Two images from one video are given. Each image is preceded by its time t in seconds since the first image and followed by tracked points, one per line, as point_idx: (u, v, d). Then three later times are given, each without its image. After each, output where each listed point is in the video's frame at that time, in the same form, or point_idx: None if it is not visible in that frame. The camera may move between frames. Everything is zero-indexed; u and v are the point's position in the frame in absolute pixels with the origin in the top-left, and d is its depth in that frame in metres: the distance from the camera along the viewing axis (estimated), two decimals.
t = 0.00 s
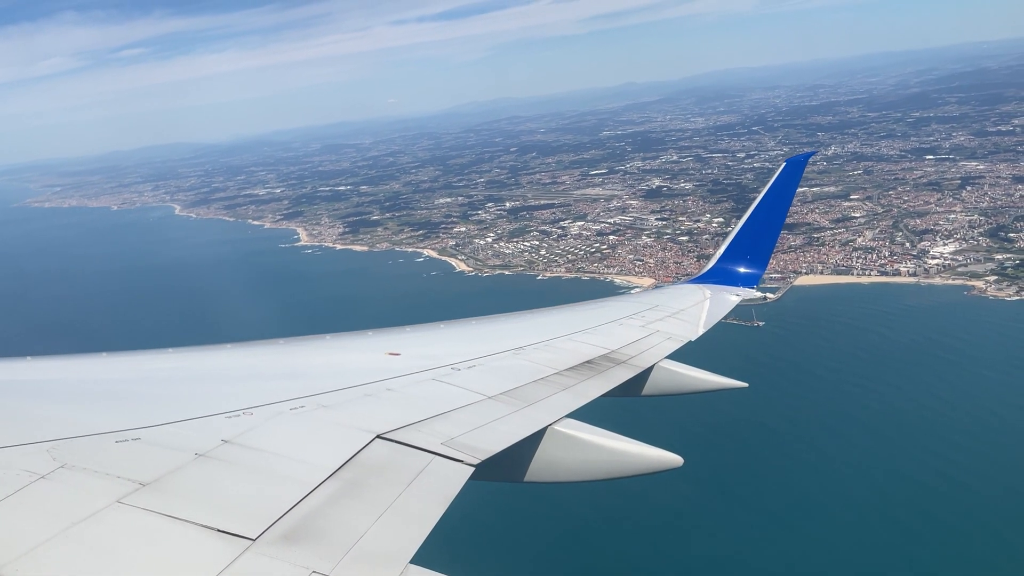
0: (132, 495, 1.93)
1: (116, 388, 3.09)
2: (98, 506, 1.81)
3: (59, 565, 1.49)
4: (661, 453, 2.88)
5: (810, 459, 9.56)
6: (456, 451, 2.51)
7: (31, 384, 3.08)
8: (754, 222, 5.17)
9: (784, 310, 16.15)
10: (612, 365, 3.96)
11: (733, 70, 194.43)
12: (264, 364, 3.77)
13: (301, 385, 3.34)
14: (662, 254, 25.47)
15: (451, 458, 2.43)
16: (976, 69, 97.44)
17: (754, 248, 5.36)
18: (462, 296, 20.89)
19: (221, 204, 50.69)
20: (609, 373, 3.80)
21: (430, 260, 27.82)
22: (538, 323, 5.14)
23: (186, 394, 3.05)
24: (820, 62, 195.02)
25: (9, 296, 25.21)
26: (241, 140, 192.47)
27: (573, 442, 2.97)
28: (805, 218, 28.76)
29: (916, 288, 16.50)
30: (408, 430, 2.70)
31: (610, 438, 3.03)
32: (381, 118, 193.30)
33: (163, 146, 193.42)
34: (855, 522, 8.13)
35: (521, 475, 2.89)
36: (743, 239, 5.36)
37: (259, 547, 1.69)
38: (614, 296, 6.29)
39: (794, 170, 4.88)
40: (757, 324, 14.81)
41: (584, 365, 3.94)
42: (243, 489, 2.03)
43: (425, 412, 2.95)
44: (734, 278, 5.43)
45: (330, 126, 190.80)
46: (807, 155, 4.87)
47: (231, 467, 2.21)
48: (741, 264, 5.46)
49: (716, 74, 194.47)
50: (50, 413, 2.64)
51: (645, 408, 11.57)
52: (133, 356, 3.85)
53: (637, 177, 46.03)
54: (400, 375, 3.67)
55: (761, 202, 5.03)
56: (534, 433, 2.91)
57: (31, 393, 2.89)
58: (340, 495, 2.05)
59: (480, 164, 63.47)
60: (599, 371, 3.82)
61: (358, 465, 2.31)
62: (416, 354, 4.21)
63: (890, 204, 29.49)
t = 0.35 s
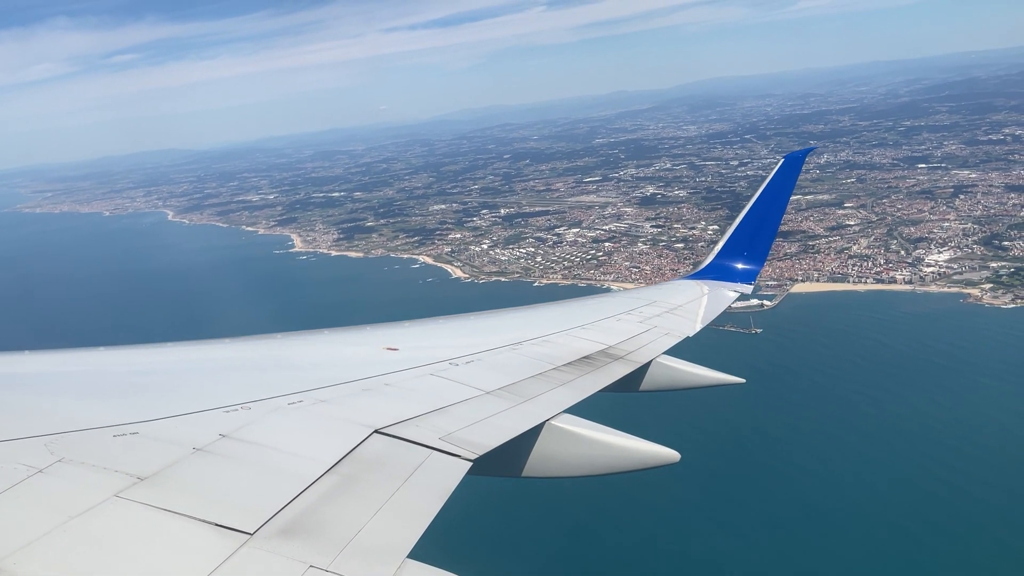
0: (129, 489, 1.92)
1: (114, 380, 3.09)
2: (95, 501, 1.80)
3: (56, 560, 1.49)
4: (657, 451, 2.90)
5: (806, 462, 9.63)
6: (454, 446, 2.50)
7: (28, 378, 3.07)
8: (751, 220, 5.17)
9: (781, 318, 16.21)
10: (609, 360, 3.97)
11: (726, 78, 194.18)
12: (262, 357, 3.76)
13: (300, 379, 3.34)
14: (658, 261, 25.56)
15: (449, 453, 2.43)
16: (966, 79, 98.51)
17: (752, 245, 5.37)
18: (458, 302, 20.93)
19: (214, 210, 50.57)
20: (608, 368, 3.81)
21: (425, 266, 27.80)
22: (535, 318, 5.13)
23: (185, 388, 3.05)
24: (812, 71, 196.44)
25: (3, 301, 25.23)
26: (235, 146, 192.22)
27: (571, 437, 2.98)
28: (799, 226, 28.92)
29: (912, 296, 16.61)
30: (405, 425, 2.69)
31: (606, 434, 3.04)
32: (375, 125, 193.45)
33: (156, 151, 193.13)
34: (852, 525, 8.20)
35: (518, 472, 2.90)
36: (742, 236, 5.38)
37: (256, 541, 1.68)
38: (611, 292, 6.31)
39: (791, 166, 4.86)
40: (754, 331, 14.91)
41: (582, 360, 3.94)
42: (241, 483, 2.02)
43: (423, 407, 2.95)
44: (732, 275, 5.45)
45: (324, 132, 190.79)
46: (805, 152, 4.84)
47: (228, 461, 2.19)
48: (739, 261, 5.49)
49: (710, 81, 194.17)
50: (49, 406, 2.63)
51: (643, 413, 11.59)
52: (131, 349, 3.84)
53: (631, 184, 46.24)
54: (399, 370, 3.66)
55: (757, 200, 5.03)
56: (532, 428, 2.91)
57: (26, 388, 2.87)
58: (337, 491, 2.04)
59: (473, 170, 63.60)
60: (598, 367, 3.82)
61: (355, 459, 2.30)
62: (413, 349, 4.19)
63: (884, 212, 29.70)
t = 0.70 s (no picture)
0: (128, 483, 1.89)
1: (114, 374, 3.06)
2: (94, 495, 1.78)
3: (53, 555, 1.47)
4: (655, 447, 2.89)
5: (807, 469, 9.65)
6: (452, 441, 2.49)
7: (25, 371, 3.04)
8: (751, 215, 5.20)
9: (779, 327, 16.23)
10: (607, 356, 3.97)
11: (719, 90, 194.81)
12: (262, 351, 3.74)
13: (299, 373, 3.32)
14: (654, 270, 25.64)
15: (448, 449, 2.42)
16: (955, 91, 99.62)
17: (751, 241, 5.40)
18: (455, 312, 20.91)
19: (207, 218, 50.40)
20: (605, 364, 3.80)
21: (421, 275, 27.78)
22: (533, 312, 5.13)
23: (185, 382, 3.02)
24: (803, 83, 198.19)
25: None
26: (228, 155, 192.13)
27: (570, 432, 2.97)
28: (794, 236, 29.07)
29: (909, 305, 16.68)
30: (402, 420, 2.68)
31: (605, 428, 3.03)
32: (369, 133, 193.63)
33: (149, 159, 192.96)
34: (854, 531, 8.22)
35: (517, 466, 2.90)
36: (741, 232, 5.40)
37: (256, 535, 1.67)
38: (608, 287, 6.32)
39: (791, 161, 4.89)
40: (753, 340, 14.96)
41: (579, 356, 3.93)
42: (241, 477, 2.01)
43: (421, 401, 2.93)
44: (730, 272, 5.47)
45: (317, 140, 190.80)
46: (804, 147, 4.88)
47: (227, 455, 2.17)
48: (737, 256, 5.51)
49: (704, 92, 194.44)
50: (46, 400, 2.60)
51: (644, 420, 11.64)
52: (130, 342, 3.82)
53: (625, 194, 46.46)
54: (397, 364, 3.63)
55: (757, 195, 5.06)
56: (531, 423, 2.90)
57: (23, 382, 2.84)
58: (336, 484, 2.03)
59: (467, 179, 63.73)
60: (596, 363, 3.81)
61: (354, 454, 2.28)
62: (410, 344, 4.17)
63: (878, 222, 29.93)
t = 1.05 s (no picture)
0: (126, 479, 1.87)
1: (115, 370, 3.05)
2: (93, 490, 1.76)
3: (49, 552, 1.45)
4: (653, 445, 2.89)
5: (808, 481, 9.60)
6: (450, 437, 2.48)
7: (24, 366, 3.02)
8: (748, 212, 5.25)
9: (776, 338, 16.28)
10: (606, 353, 3.97)
11: (712, 102, 196.22)
12: (262, 347, 3.74)
13: (298, 369, 3.32)
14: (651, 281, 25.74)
15: (446, 444, 2.41)
16: (946, 104, 100.58)
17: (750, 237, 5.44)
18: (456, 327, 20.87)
19: (200, 228, 50.24)
20: (603, 360, 3.80)
21: (416, 285, 27.78)
22: (531, 309, 5.15)
23: (186, 377, 3.01)
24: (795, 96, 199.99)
25: None
26: (221, 163, 191.82)
27: (569, 429, 2.96)
28: (789, 247, 29.23)
29: (905, 317, 16.76)
30: (401, 416, 2.66)
31: (603, 426, 3.03)
32: (365, 142, 193.98)
33: (142, 168, 192.67)
34: (853, 540, 8.21)
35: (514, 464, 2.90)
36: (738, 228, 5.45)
37: (254, 531, 1.65)
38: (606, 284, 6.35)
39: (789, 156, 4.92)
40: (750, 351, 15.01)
41: (578, 353, 3.93)
42: (240, 473, 1.99)
43: (421, 397, 2.93)
44: (728, 271, 5.50)
45: (311, 150, 191.01)
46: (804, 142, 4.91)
47: (226, 451, 2.16)
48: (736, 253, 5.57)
49: (698, 104, 195.68)
50: (46, 395, 2.58)
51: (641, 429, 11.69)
52: (131, 338, 3.82)
53: (620, 205, 46.64)
54: (397, 361, 3.62)
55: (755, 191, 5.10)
56: (529, 420, 2.89)
57: (21, 377, 2.81)
58: (334, 481, 2.02)
59: (461, 189, 63.87)
60: (595, 359, 3.81)
61: (352, 450, 2.27)
62: (408, 340, 4.17)
63: (873, 234, 30.11)
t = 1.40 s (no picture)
0: (125, 477, 1.86)
1: (112, 366, 3.05)
2: (91, 487, 1.75)
3: (47, 550, 1.43)
4: (652, 443, 2.89)
5: (810, 493, 9.56)
6: (448, 436, 2.47)
7: (20, 362, 3.02)
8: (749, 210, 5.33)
9: (775, 351, 16.30)
10: (604, 351, 3.98)
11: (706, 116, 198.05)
12: (259, 344, 3.76)
13: (296, 366, 3.33)
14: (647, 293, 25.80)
15: (445, 443, 2.41)
16: (937, 118, 101.73)
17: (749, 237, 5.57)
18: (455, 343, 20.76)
19: (195, 239, 50.10)
20: (602, 359, 3.81)
21: (413, 296, 27.72)
22: (529, 308, 5.18)
23: (183, 375, 3.02)
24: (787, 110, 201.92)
25: None
26: (215, 174, 191.81)
27: (569, 427, 2.96)
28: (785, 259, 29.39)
29: (903, 330, 16.83)
30: (400, 414, 2.66)
31: (600, 423, 3.03)
32: (360, 154, 194.59)
33: (135, 178, 192.55)
34: (851, 550, 8.23)
35: (512, 462, 2.91)
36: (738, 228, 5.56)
37: (252, 530, 1.64)
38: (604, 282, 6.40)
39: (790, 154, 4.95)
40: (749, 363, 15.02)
41: (576, 351, 3.94)
42: (239, 470, 1.98)
43: (420, 395, 2.93)
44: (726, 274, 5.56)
45: (306, 161, 191.41)
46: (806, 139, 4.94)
47: (224, 449, 2.14)
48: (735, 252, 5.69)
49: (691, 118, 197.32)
50: (44, 392, 2.56)
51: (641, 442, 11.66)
52: (125, 335, 3.84)
53: (615, 217, 46.84)
54: (396, 359, 3.62)
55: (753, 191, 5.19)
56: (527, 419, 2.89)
57: (16, 373, 2.80)
58: (333, 479, 2.01)
59: (456, 201, 64.05)
60: (593, 358, 3.82)
61: (351, 448, 2.26)
62: (406, 338, 4.19)
63: (868, 247, 30.32)
